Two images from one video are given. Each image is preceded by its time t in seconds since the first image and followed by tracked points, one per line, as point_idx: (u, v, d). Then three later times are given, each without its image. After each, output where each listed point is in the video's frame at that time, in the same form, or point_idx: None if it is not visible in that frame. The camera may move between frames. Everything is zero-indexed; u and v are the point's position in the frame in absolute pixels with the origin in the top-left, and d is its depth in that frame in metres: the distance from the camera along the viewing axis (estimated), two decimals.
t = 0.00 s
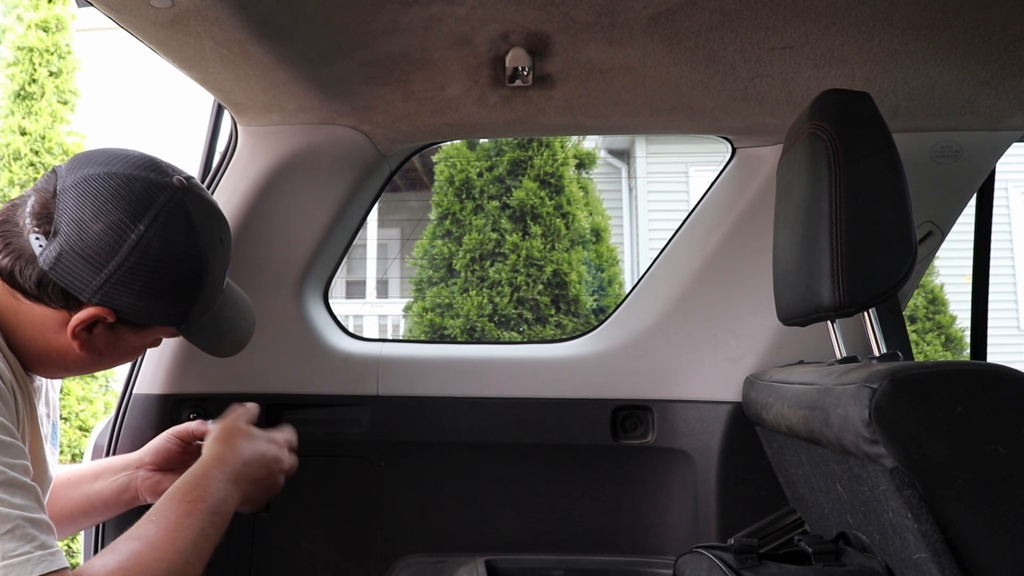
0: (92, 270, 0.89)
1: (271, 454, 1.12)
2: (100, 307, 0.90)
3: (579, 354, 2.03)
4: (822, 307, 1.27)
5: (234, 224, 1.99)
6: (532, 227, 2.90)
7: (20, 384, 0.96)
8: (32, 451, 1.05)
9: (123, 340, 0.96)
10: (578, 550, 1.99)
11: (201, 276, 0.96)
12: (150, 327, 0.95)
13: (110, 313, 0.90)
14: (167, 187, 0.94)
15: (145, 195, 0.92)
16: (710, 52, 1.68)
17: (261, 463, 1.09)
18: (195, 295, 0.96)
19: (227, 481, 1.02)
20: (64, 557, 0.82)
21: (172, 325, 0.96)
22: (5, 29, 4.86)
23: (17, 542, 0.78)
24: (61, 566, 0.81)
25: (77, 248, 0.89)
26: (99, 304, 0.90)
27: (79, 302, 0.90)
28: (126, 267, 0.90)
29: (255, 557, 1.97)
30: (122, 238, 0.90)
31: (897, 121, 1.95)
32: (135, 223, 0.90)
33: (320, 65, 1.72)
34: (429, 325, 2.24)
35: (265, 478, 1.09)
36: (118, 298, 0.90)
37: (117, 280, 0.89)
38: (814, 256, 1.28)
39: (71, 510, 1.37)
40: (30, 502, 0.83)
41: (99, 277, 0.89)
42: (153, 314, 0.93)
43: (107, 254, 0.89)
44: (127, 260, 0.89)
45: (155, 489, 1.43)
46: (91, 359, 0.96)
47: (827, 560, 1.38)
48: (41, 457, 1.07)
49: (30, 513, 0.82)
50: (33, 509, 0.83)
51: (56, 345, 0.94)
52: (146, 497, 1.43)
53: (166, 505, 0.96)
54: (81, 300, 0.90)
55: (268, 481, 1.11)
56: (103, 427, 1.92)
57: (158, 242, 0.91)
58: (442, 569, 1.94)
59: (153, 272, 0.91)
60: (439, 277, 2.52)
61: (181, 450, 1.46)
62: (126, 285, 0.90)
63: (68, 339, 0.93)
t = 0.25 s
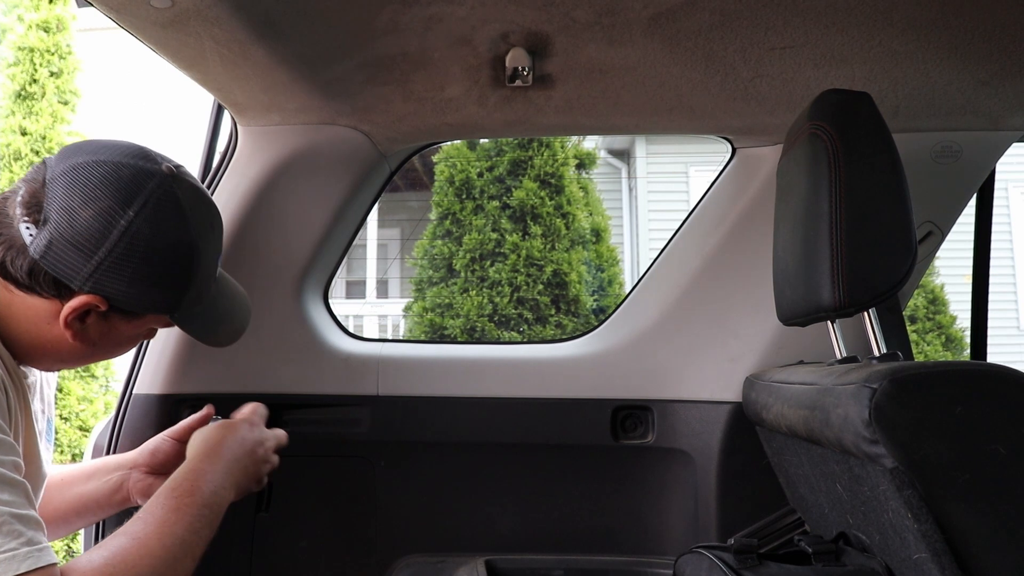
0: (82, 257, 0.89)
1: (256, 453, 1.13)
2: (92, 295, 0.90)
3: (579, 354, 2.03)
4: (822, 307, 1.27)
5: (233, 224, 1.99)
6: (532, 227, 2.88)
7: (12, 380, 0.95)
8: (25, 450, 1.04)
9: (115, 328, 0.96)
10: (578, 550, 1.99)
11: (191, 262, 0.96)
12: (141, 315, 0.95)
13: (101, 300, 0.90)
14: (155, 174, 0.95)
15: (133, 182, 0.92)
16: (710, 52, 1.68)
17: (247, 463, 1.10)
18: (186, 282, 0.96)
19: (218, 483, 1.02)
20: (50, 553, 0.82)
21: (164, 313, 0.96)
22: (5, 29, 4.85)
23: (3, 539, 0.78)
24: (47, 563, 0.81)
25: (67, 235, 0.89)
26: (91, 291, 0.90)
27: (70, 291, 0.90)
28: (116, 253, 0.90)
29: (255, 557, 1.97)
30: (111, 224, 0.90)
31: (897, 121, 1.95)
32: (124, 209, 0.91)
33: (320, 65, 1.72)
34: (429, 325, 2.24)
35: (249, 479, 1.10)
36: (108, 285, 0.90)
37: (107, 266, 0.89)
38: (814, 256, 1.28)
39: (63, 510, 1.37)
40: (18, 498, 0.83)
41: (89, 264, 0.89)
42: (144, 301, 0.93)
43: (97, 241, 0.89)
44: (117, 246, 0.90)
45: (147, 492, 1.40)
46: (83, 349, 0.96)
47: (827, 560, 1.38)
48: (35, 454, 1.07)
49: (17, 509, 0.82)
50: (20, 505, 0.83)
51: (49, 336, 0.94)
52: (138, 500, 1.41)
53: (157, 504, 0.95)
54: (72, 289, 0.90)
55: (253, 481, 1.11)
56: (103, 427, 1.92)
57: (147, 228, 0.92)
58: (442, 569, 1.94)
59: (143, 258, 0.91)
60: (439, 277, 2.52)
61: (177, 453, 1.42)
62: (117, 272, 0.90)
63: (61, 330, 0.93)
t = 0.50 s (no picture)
0: (69, 247, 0.89)
1: (262, 459, 1.12)
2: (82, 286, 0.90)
3: (579, 354, 2.03)
4: (822, 307, 1.27)
5: (232, 224, 1.99)
6: (532, 227, 2.90)
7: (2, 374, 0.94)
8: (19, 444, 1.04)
9: (107, 321, 0.95)
10: (578, 550, 1.99)
11: (179, 250, 0.96)
12: (132, 305, 0.95)
13: (91, 291, 0.90)
14: (140, 162, 0.95)
15: (119, 171, 0.93)
16: (711, 52, 1.68)
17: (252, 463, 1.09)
18: (175, 270, 0.96)
19: (216, 485, 1.02)
20: (38, 551, 0.82)
21: (155, 303, 0.96)
22: (5, 29, 4.84)
23: None
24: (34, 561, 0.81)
25: (53, 225, 0.89)
26: (80, 282, 0.90)
27: (59, 282, 0.90)
28: (103, 241, 0.90)
29: (255, 557, 1.97)
30: (97, 213, 0.90)
31: (898, 121, 1.95)
32: (110, 197, 0.91)
33: (320, 65, 1.72)
34: (429, 325, 2.25)
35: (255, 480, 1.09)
36: (96, 274, 0.90)
37: (94, 255, 0.90)
38: (814, 256, 1.28)
39: (67, 504, 1.35)
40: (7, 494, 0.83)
41: (76, 253, 0.89)
42: (134, 290, 0.93)
43: (83, 230, 0.89)
44: (104, 234, 0.90)
45: (151, 482, 1.40)
46: (75, 343, 0.95)
47: (827, 560, 1.38)
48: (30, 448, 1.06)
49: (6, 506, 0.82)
50: (9, 503, 0.83)
51: (41, 330, 0.93)
52: (142, 493, 1.40)
53: (152, 504, 0.96)
54: (61, 279, 0.90)
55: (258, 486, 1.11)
56: (103, 427, 1.92)
57: (134, 215, 0.92)
58: (442, 569, 1.94)
59: (130, 246, 0.91)
60: (439, 277, 2.53)
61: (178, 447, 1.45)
62: (104, 261, 0.90)
63: (53, 323, 0.92)
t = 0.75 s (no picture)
0: (69, 241, 0.89)
1: (242, 443, 1.13)
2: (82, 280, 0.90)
3: (579, 354, 2.03)
4: (822, 307, 1.27)
5: (232, 223, 1.98)
6: (532, 226, 2.90)
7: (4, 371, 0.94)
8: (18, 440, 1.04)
9: (107, 317, 0.95)
10: (578, 550, 1.99)
11: (179, 244, 0.96)
12: (132, 300, 0.95)
13: (91, 284, 0.90)
14: (139, 156, 0.95)
15: (118, 164, 0.93)
16: (711, 52, 1.68)
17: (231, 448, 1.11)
18: (175, 263, 0.96)
19: (204, 473, 1.03)
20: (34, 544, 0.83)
21: (155, 297, 0.96)
22: (4, 29, 4.84)
23: None
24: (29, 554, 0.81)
25: (53, 219, 0.89)
26: (80, 276, 0.90)
27: (59, 275, 0.90)
28: (103, 235, 0.90)
29: (255, 557, 1.97)
30: (97, 207, 0.90)
31: (897, 121, 1.95)
32: (109, 191, 0.91)
33: (320, 65, 1.72)
34: (429, 324, 2.24)
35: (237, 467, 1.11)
36: (97, 269, 0.90)
37: (94, 249, 0.89)
38: (815, 256, 1.28)
39: (55, 504, 1.35)
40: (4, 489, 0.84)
41: (77, 247, 0.89)
42: (135, 284, 0.92)
43: (83, 224, 0.89)
44: (103, 228, 0.90)
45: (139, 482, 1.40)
46: (76, 340, 0.95)
47: (827, 560, 1.38)
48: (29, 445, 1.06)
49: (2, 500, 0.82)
50: (6, 496, 0.83)
51: (41, 326, 0.94)
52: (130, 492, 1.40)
53: (141, 496, 0.96)
54: (61, 274, 0.90)
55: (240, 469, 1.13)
56: (103, 427, 1.92)
57: (133, 208, 0.92)
58: (442, 569, 1.94)
59: (130, 239, 0.91)
60: (439, 277, 2.53)
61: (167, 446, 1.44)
62: (104, 255, 0.90)
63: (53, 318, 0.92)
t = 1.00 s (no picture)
0: (67, 235, 0.89)
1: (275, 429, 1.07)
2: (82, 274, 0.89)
3: (579, 354, 2.03)
4: (822, 307, 1.27)
5: (232, 223, 1.98)
6: (532, 227, 2.90)
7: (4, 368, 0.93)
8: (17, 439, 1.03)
9: (106, 312, 0.95)
10: (579, 550, 1.99)
11: (175, 238, 0.96)
12: (130, 293, 0.94)
13: (91, 279, 0.90)
14: (137, 151, 0.95)
15: (116, 159, 0.93)
16: (710, 52, 1.68)
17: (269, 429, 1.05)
18: (173, 258, 0.96)
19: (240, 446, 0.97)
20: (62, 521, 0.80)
21: (153, 292, 0.96)
22: (5, 29, 4.85)
23: (17, 504, 0.77)
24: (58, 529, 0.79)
25: (52, 213, 0.89)
26: (79, 270, 0.90)
27: (58, 270, 0.90)
28: (101, 229, 0.90)
29: (255, 557, 1.97)
30: (95, 201, 0.90)
31: (897, 121, 1.95)
32: (107, 185, 0.91)
33: (320, 65, 1.72)
34: (429, 325, 2.24)
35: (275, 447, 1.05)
36: (95, 263, 0.90)
37: (93, 242, 0.89)
38: (814, 256, 1.28)
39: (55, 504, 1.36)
40: (25, 466, 0.82)
41: (75, 241, 0.89)
42: (134, 279, 0.92)
43: (81, 217, 0.89)
44: (102, 221, 0.90)
45: (140, 481, 1.40)
46: (76, 336, 0.95)
47: (827, 560, 1.38)
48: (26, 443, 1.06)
49: (26, 476, 0.80)
50: (29, 475, 0.81)
51: (40, 321, 0.93)
52: (132, 490, 1.40)
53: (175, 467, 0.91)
54: (60, 268, 0.90)
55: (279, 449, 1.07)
56: (103, 427, 1.93)
57: (132, 202, 0.92)
58: (442, 569, 1.94)
59: (129, 233, 0.91)
60: (439, 277, 2.53)
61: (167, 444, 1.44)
62: (102, 249, 0.90)
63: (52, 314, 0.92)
